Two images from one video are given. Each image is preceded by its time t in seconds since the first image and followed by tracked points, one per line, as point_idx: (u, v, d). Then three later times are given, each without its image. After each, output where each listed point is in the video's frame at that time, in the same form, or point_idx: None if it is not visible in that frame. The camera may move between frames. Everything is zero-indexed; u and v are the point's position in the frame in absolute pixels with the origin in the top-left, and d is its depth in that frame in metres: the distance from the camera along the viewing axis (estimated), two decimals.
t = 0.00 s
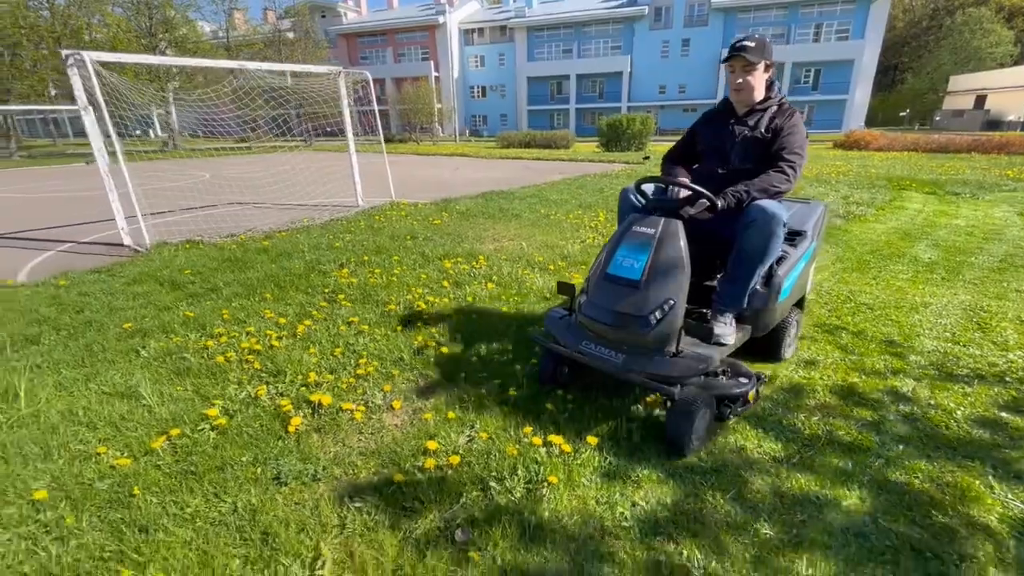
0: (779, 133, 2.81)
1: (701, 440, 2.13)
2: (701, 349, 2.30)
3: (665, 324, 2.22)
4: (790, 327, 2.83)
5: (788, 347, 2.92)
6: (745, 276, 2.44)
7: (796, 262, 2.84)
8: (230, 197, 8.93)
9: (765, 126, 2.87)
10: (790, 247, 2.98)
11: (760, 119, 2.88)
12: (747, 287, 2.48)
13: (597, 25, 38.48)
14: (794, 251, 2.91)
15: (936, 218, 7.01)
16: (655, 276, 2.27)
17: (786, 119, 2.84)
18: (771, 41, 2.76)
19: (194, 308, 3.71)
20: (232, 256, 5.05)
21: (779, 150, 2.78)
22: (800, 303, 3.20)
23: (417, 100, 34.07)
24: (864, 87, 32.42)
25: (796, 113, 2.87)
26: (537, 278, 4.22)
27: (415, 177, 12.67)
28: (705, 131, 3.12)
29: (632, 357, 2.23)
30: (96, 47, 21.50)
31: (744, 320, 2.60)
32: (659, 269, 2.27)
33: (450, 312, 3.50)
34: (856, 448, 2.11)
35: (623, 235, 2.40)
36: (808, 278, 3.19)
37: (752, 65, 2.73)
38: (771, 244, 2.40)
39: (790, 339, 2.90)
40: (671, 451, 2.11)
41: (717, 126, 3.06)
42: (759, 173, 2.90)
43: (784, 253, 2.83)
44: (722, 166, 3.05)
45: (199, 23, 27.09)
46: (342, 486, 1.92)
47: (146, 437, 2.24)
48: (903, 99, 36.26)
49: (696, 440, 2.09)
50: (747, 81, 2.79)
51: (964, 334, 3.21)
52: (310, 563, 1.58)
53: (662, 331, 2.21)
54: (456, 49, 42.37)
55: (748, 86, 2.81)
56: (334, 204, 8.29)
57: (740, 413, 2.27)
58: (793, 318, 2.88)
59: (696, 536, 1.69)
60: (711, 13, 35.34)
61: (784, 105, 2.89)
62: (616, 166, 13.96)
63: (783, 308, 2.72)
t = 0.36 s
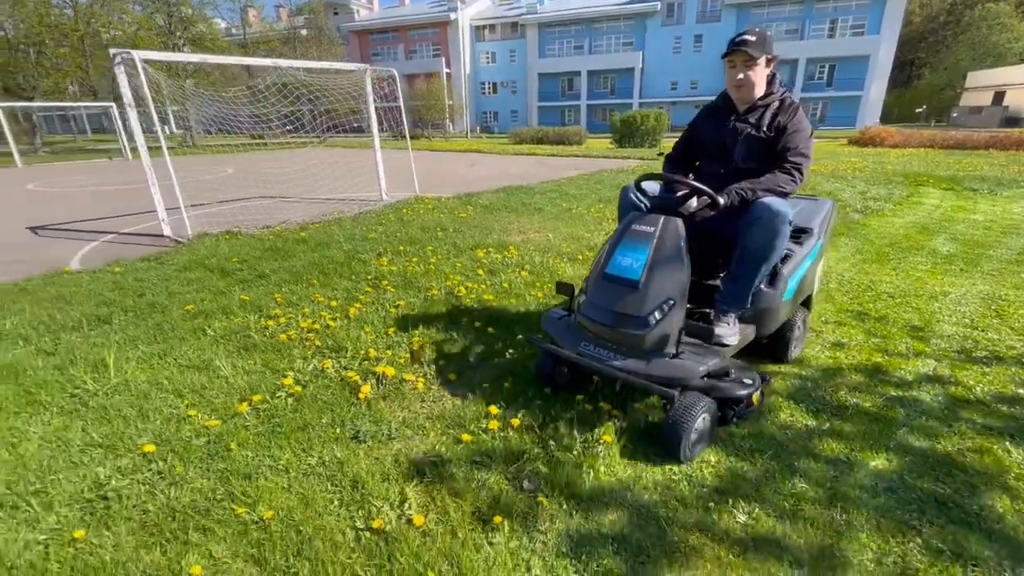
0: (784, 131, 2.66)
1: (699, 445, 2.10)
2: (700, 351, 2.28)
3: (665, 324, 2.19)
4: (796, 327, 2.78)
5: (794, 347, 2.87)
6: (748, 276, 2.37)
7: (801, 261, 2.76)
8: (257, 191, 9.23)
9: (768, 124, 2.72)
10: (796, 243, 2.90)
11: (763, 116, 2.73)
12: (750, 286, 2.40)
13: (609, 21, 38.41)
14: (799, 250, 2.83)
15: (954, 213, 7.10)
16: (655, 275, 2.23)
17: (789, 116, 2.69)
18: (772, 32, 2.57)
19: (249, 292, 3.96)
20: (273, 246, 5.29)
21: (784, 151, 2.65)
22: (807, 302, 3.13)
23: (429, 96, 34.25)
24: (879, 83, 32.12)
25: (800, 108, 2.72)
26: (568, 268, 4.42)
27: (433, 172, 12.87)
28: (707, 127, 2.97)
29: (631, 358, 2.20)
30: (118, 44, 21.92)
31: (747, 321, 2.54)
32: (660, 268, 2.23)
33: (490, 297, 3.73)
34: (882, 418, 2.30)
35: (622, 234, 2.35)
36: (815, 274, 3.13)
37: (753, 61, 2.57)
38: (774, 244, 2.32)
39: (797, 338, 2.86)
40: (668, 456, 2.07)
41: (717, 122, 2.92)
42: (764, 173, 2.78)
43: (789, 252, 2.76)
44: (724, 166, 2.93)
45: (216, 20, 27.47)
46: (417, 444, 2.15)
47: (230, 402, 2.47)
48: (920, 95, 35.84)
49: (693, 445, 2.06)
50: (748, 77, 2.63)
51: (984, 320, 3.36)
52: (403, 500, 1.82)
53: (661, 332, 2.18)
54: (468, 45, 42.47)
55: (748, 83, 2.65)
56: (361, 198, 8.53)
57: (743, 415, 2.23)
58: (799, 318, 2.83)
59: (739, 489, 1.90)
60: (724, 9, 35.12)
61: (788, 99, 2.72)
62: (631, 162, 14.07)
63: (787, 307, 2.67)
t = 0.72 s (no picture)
0: (797, 127, 2.63)
1: (706, 451, 2.02)
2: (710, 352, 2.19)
3: (672, 325, 2.11)
4: (811, 331, 2.69)
5: (810, 352, 2.78)
6: (758, 275, 2.31)
7: (817, 262, 2.67)
8: (286, 185, 9.45)
9: (780, 120, 2.69)
10: (812, 244, 2.78)
11: (775, 112, 2.70)
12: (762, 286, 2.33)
13: (624, 16, 38.27)
14: (815, 251, 2.74)
15: (979, 209, 7.13)
16: (663, 273, 2.15)
17: (802, 111, 2.66)
18: (785, 27, 2.59)
19: (303, 278, 4.20)
20: (316, 236, 5.53)
21: (799, 147, 2.60)
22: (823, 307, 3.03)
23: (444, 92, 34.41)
24: (900, 80, 31.67)
25: (813, 104, 2.69)
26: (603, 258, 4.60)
27: (454, 167, 13.05)
28: (717, 125, 2.95)
29: (636, 359, 2.11)
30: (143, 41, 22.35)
31: (759, 322, 2.45)
32: (667, 266, 2.16)
33: (532, 284, 3.93)
34: (917, 395, 2.46)
35: (629, 233, 2.28)
36: (833, 277, 3.00)
37: (764, 56, 2.57)
38: (787, 242, 2.28)
39: (812, 343, 2.76)
40: (673, 461, 2.00)
41: (729, 119, 2.90)
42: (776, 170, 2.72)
43: (804, 253, 2.66)
44: (734, 162, 2.88)
45: (236, 17, 27.84)
46: (484, 410, 2.36)
47: (308, 372, 2.71)
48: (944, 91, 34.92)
49: (701, 450, 1.98)
50: (759, 73, 2.62)
51: (1013, 309, 3.49)
52: (483, 455, 2.04)
53: (667, 333, 2.10)
54: (482, 41, 42.53)
55: (761, 78, 2.64)
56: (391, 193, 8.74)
57: (754, 420, 2.18)
58: (814, 321, 2.74)
59: (786, 452, 2.09)
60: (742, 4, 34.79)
61: (800, 95, 2.71)
62: (650, 158, 14.13)
63: (801, 310, 2.58)
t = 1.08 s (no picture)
0: (808, 126, 2.52)
1: (697, 452, 2.02)
2: (707, 353, 2.15)
3: (666, 326, 2.08)
4: (820, 334, 2.61)
5: (823, 356, 2.69)
6: (759, 277, 2.27)
7: (828, 264, 2.56)
8: (319, 179, 9.75)
9: (792, 119, 2.57)
10: (823, 246, 2.68)
11: (786, 111, 2.59)
12: (764, 288, 2.28)
13: (642, 13, 38.09)
14: (827, 252, 2.63)
15: (1008, 207, 7.16)
16: (658, 275, 2.12)
17: (814, 109, 2.54)
18: (797, 24, 2.45)
19: (356, 265, 4.46)
20: (358, 228, 5.78)
21: (809, 146, 2.51)
22: (839, 309, 2.92)
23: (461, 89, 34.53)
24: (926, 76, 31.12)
25: (826, 102, 2.57)
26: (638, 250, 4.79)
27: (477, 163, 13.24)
28: (726, 124, 2.84)
29: (631, 359, 2.09)
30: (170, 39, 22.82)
31: (764, 324, 2.39)
32: (663, 267, 2.12)
33: (574, 273, 4.13)
34: (953, 376, 2.62)
35: (628, 233, 2.25)
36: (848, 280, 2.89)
37: (774, 57, 2.46)
38: (789, 244, 2.22)
39: (825, 346, 2.68)
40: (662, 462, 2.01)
41: (738, 117, 2.78)
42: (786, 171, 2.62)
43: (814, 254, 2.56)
44: (745, 161, 2.79)
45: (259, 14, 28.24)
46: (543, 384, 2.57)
47: (378, 349, 2.96)
48: (971, 88, 34.25)
49: (689, 451, 1.98)
50: (769, 73, 2.52)
51: None
52: (550, 419, 2.27)
53: (662, 333, 2.08)
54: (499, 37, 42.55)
55: (770, 78, 2.53)
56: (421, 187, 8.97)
57: (756, 422, 2.14)
58: (827, 324, 2.66)
59: (830, 423, 2.26)
60: None
61: (812, 92, 2.59)
62: (671, 154, 14.21)
63: (809, 312, 2.50)
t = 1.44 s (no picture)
0: (810, 124, 2.53)
1: (677, 450, 2.03)
2: (691, 357, 2.16)
3: (650, 327, 2.11)
4: (820, 339, 2.58)
5: (825, 360, 2.67)
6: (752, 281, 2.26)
7: (834, 269, 2.50)
8: (351, 173, 10.04)
9: (794, 118, 2.59)
10: (829, 249, 2.61)
11: (789, 109, 2.60)
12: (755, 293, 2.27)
13: (663, 8, 37.83)
14: (834, 256, 2.56)
15: None
16: (645, 276, 2.15)
17: (816, 106, 2.55)
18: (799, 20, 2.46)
19: (403, 253, 4.70)
20: (398, 219, 6.03)
21: (811, 146, 2.53)
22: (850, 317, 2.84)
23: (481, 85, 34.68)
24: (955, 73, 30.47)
25: (829, 99, 2.57)
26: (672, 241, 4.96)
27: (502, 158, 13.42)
28: (731, 121, 2.85)
29: (614, 358, 2.13)
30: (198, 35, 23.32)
31: (758, 327, 2.39)
32: (651, 269, 2.15)
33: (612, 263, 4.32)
34: (983, 361, 2.77)
35: (621, 233, 2.29)
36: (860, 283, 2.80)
37: (778, 51, 2.45)
38: (783, 249, 2.25)
39: (827, 351, 2.65)
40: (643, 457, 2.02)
41: (741, 116, 2.81)
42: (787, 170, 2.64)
43: (817, 259, 2.51)
44: (746, 160, 2.79)
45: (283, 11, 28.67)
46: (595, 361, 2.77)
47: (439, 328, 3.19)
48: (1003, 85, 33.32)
49: (668, 448, 2.00)
50: (771, 68, 2.51)
51: None
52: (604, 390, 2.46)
53: (645, 335, 2.11)
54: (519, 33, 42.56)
55: (773, 74, 2.53)
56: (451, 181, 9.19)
57: (741, 426, 2.17)
58: (829, 329, 2.63)
59: (866, 400, 2.44)
60: None
61: (816, 90, 2.59)
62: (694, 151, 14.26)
63: (810, 318, 2.45)
